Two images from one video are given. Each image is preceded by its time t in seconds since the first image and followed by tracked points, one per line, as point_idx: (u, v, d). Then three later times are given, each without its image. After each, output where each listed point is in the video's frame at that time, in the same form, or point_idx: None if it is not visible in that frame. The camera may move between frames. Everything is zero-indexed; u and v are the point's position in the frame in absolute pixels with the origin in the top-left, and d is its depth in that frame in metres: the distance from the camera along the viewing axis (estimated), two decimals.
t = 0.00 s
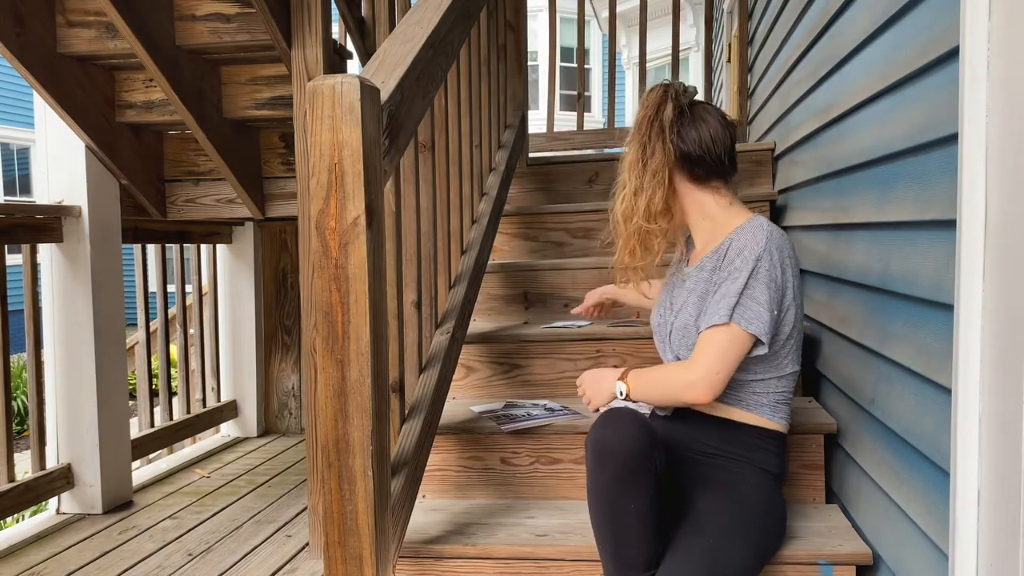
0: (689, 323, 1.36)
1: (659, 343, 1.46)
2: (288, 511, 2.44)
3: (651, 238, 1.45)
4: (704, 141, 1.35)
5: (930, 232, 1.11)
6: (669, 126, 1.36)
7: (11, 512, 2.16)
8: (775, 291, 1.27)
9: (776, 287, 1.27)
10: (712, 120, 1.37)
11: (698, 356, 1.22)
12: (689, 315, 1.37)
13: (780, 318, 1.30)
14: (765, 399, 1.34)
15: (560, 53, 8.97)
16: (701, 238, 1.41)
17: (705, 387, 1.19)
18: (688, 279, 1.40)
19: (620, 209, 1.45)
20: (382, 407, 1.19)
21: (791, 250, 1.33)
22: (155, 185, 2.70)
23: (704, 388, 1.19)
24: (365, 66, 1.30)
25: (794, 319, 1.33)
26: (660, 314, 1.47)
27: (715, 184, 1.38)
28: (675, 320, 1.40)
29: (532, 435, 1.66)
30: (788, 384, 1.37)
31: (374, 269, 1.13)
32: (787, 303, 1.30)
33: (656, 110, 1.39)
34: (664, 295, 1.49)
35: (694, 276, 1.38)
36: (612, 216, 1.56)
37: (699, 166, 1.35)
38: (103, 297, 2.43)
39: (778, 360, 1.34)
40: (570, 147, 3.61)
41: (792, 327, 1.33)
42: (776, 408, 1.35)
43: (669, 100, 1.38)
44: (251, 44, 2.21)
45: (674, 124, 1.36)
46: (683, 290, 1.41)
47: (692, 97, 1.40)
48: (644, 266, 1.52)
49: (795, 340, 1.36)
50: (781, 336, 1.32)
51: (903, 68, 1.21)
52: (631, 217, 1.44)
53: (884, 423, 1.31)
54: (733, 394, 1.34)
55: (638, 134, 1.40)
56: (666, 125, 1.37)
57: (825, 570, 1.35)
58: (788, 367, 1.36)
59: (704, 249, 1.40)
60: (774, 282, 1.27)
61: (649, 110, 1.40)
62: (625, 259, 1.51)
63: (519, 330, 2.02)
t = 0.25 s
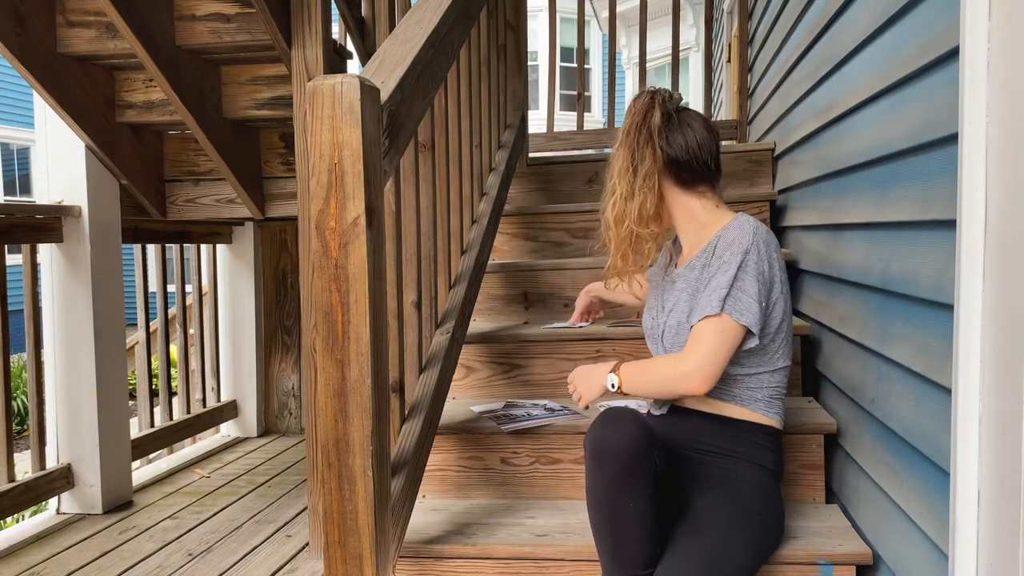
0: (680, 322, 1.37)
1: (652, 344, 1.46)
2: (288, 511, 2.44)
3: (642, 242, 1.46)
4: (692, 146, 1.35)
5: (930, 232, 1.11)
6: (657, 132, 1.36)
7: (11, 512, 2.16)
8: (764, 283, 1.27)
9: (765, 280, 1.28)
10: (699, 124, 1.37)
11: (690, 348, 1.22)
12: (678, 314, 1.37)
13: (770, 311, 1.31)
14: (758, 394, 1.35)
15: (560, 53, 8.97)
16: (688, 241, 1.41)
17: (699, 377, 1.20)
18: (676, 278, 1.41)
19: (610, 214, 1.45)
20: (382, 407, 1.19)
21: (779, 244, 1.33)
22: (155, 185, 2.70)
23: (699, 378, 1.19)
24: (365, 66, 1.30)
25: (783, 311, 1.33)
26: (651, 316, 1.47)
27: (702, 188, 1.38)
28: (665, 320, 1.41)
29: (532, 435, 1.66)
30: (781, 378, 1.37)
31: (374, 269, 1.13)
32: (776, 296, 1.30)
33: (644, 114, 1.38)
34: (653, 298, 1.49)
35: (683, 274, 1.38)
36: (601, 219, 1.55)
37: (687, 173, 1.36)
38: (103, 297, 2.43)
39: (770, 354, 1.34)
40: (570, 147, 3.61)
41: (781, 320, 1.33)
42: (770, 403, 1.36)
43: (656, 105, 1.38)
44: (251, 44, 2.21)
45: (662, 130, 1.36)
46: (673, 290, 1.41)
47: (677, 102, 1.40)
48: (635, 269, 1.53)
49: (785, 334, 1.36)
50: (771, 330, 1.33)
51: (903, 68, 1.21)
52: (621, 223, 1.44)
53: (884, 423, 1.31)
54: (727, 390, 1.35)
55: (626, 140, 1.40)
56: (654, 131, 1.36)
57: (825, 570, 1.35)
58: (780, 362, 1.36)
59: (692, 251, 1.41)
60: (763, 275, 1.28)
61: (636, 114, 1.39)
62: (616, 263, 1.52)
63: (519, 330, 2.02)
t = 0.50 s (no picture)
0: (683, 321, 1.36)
1: (653, 345, 1.46)
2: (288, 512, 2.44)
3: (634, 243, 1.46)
4: (687, 148, 1.36)
5: (930, 232, 1.11)
6: (651, 134, 1.36)
7: (11, 512, 2.16)
8: (768, 279, 1.27)
9: (769, 277, 1.28)
10: (693, 127, 1.38)
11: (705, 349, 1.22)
12: (680, 314, 1.37)
13: (773, 307, 1.31)
14: (759, 394, 1.35)
15: (560, 53, 8.97)
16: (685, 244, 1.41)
17: (715, 378, 1.19)
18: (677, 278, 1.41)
19: (603, 217, 1.45)
20: (382, 407, 1.19)
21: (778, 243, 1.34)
22: (155, 185, 2.70)
23: (713, 378, 1.19)
24: (365, 66, 1.30)
25: (784, 307, 1.33)
26: (650, 318, 1.47)
27: (697, 190, 1.38)
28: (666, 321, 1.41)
29: (532, 435, 1.66)
30: (782, 376, 1.37)
31: (374, 269, 1.13)
32: (779, 291, 1.30)
33: (637, 117, 1.39)
34: (650, 300, 1.49)
35: (685, 274, 1.38)
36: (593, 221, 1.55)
37: (681, 175, 1.36)
38: (103, 297, 2.43)
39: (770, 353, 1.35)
40: (570, 147, 3.60)
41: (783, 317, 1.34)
42: (771, 402, 1.36)
43: (648, 109, 1.38)
44: (251, 44, 2.21)
45: (655, 133, 1.37)
46: (673, 290, 1.41)
47: (671, 105, 1.41)
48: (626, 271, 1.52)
49: (786, 331, 1.36)
50: (773, 326, 1.33)
51: (903, 68, 1.21)
52: (613, 224, 1.44)
53: (884, 423, 1.31)
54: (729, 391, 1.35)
55: (619, 143, 1.40)
56: (648, 134, 1.37)
57: (825, 570, 1.35)
58: (781, 360, 1.36)
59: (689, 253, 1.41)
60: (767, 272, 1.28)
61: (630, 118, 1.40)
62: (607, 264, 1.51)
63: (519, 329, 2.02)
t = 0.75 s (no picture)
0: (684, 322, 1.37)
1: (654, 345, 1.46)
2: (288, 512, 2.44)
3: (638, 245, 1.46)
4: (688, 148, 1.36)
5: (930, 232, 1.11)
6: (651, 136, 1.37)
7: (11, 512, 2.16)
8: (770, 282, 1.27)
9: (770, 279, 1.28)
10: (693, 127, 1.38)
11: (704, 349, 1.22)
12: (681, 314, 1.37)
13: (774, 309, 1.31)
14: (759, 395, 1.35)
15: (560, 53, 8.97)
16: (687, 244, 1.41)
17: (713, 379, 1.19)
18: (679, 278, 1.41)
19: (605, 220, 1.45)
20: (382, 408, 1.19)
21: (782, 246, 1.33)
22: (155, 185, 2.70)
23: (712, 380, 1.19)
24: (365, 66, 1.30)
25: (786, 310, 1.33)
26: (653, 317, 1.47)
27: (699, 190, 1.38)
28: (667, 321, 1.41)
29: (532, 435, 1.66)
30: (783, 378, 1.37)
31: (374, 269, 1.13)
32: (781, 294, 1.30)
33: (637, 118, 1.39)
34: (653, 301, 1.50)
35: (687, 274, 1.38)
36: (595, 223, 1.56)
37: (682, 175, 1.36)
38: (103, 297, 2.43)
39: (773, 354, 1.35)
40: (570, 147, 3.60)
41: (785, 320, 1.33)
42: (771, 403, 1.36)
43: (648, 110, 1.39)
44: (251, 44, 2.21)
45: (655, 134, 1.37)
46: (675, 290, 1.41)
47: (670, 105, 1.41)
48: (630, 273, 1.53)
49: (788, 333, 1.36)
50: (775, 328, 1.33)
51: (903, 68, 1.21)
52: (616, 227, 1.44)
53: (884, 423, 1.31)
54: (730, 391, 1.35)
55: (620, 145, 1.40)
56: (648, 135, 1.37)
57: (825, 570, 1.35)
58: (782, 361, 1.36)
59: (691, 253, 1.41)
60: (769, 274, 1.28)
61: (629, 119, 1.40)
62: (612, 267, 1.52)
63: (519, 329, 2.02)
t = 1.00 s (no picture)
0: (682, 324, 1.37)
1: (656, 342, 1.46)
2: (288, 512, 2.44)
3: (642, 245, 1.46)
4: (693, 145, 1.35)
5: (930, 232, 1.11)
6: (654, 134, 1.37)
7: (11, 512, 2.16)
8: (768, 294, 1.27)
9: (770, 287, 1.28)
10: (698, 124, 1.37)
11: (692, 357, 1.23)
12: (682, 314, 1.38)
13: (774, 317, 1.31)
14: (761, 398, 1.35)
15: (560, 53, 8.97)
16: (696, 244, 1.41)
17: (699, 389, 1.22)
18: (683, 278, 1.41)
19: (610, 219, 1.46)
20: (382, 408, 1.19)
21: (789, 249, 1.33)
22: (155, 185, 2.70)
23: (704, 388, 1.21)
24: (365, 66, 1.30)
25: (788, 319, 1.34)
26: (657, 316, 1.47)
27: (708, 186, 1.38)
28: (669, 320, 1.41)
29: (532, 435, 1.66)
30: (785, 383, 1.37)
31: (374, 269, 1.13)
32: (782, 304, 1.30)
33: (641, 117, 1.40)
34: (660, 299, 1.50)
35: (691, 277, 1.38)
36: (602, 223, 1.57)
37: (688, 171, 1.35)
38: (103, 297, 2.43)
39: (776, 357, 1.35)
40: (570, 147, 3.60)
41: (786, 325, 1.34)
42: (773, 406, 1.36)
43: (652, 109, 1.39)
44: (251, 44, 2.21)
45: (658, 132, 1.37)
46: (679, 289, 1.41)
47: (675, 103, 1.41)
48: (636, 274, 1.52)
49: (789, 338, 1.36)
50: (777, 333, 1.33)
51: (903, 68, 1.21)
52: (621, 226, 1.45)
53: (884, 423, 1.31)
54: (732, 393, 1.35)
55: (624, 144, 1.41)
56: (651, 133, 1.38)
57: (825, 570, 1.35)
58: (784, 366, 1.36)
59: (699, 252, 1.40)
60: (770, 282, 1.28)
61: (634, 118, 1.41)
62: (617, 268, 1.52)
63: (519, 329, 2.02)
